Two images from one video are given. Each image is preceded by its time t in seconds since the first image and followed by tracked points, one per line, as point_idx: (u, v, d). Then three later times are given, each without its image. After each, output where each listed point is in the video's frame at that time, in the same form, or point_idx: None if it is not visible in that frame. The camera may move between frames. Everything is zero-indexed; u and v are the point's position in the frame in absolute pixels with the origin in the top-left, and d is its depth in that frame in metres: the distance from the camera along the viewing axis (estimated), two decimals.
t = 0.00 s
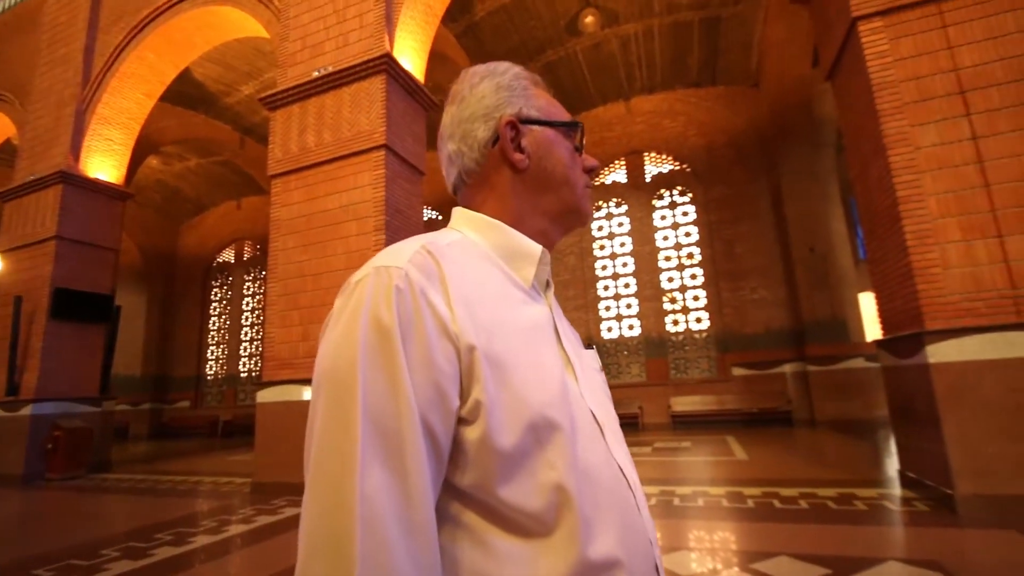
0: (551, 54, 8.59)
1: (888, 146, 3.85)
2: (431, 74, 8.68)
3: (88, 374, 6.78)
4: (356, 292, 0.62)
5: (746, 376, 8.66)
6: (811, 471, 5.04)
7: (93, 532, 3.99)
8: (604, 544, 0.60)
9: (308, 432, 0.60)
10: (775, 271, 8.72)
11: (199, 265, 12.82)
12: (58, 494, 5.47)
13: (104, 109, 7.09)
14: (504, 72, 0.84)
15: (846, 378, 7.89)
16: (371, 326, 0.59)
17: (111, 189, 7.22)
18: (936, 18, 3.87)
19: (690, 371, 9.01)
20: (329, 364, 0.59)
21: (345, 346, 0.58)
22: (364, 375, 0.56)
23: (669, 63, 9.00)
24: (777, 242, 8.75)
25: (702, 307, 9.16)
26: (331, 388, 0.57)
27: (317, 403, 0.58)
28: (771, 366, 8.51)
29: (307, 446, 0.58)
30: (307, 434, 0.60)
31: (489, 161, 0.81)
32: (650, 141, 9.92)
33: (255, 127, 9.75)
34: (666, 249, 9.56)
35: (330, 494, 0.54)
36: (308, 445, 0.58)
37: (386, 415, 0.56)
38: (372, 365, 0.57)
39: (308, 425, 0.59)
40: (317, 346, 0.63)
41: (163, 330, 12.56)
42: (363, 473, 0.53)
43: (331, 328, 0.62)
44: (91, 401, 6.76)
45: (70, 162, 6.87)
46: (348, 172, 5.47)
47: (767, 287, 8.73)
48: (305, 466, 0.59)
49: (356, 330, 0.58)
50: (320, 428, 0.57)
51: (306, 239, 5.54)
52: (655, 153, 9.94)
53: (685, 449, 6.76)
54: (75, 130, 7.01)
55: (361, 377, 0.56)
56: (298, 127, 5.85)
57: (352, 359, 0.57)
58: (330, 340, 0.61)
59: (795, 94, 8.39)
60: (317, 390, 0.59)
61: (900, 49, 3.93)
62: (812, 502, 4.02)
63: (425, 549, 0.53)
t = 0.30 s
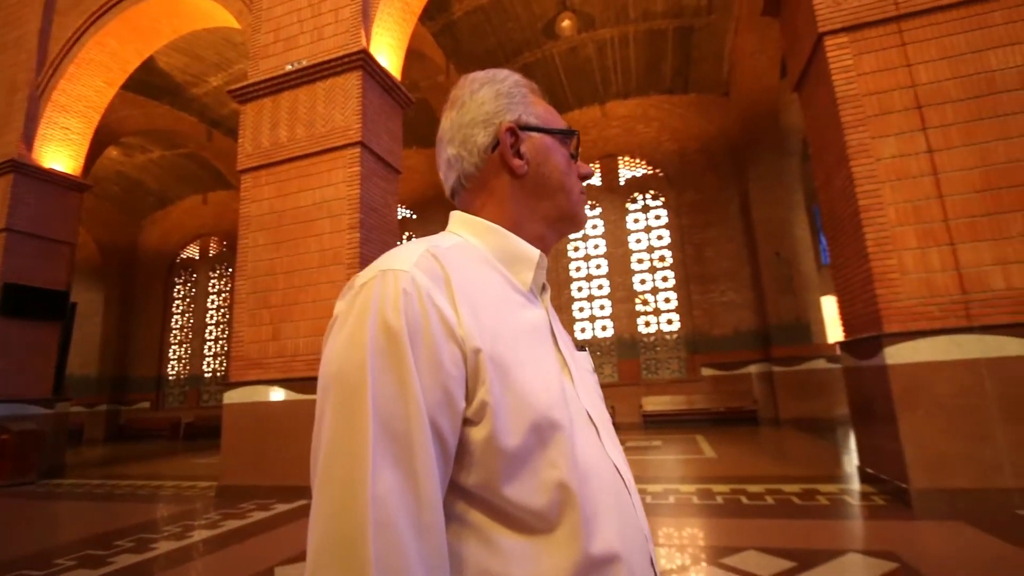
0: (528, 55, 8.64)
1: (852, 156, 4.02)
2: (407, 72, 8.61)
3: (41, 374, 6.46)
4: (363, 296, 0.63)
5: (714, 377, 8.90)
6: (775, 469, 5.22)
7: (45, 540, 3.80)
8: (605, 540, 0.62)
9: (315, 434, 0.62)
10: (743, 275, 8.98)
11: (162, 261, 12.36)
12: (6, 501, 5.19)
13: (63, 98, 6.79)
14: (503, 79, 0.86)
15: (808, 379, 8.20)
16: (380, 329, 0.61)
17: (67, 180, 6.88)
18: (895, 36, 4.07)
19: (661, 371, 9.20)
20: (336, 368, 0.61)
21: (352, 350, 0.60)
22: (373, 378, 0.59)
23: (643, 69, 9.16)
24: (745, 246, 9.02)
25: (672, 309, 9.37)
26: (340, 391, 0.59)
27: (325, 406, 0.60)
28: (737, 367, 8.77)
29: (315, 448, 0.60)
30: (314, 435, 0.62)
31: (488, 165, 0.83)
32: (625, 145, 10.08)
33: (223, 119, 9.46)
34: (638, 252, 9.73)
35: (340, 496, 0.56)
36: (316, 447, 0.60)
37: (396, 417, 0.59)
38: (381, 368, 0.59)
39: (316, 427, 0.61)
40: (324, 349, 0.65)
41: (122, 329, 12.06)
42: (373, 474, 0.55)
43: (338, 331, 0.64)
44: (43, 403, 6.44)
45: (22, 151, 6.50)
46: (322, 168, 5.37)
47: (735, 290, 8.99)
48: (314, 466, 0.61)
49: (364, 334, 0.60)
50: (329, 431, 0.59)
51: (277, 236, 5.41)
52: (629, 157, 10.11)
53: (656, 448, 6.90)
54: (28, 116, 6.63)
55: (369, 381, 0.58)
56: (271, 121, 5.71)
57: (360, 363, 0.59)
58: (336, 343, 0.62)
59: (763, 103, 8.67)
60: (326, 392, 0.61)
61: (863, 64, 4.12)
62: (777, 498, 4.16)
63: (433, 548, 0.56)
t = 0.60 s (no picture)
0: (504, 59, 8.69)
1: (816, 168, 4.20)
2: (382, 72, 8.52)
3: None
4: (370, 303, 0.65)
5: (683, 380, 9.10)
6: (740, 469, 5.39)
7: None
8: (604, 539, 0.64)
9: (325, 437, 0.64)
10: (710, 280, 9.24)
11: (120, 259, 11.85)
12: None
13: (14, 85, 6.45)
14: (501, 91, 0.89)
15: (771, 381, 8.49)
16: (388, 336, 0.62)
17: (18, 172, 6.52)
18: (856, 55, 4.27)
19: (631, 374, 9.37)
20: (346, 374, 0.62)
21: (361, 357, 0.62)
22: (383, 384, 0.60)
23: (617, 76, 9.32)
24: (714, 253, 9.28)
25: (643, 313, 9.55)
26: (349, 397, 0.61)
27: (335, 411, 0.62)
28: (705, 370, 9.00)
29: (326, 452, 0.62)
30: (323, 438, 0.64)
31: (487, 174, 0.85)
32: (598, 151, 10.23)
33: (188, 113, 9.15)
34: (611, 257, 9.89)
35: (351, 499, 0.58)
36: (327, 451, 0.62)
37: (404, 421, 0.60)
38: (390, 374, 0.61)
39: (326, 431, 0.63)
40: (332, 355, 0.67)
41: (75, 329, 11.49)
42: (384, 478, 0.57)
43: (345, 337, 0.65)
44: None
45: None
46: (294, 167, 5.26)
47: (703, 295, 9.24)
48: (324, 469, 0.63)
49: (373, 340, 0.62)
50: (339, 436, 0.60)
51: (246, 235, 5.26)
52: (602, 163, 10.24)
53: (627, 449, 7.02)
54: None
55: (379, 387, 0.60)
56: (241, 117, 5.55)
57: (369, 368, 0.61)
58: (344, 349, 0.64)
59: (731, 114, 8.94)
60: (334, 397, 0.63)
61: (827, 80, 4.30)
62: (744, 497, 4.30)
63: (439, 546, 0.58)
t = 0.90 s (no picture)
0: (486, 67, 8.76)
1: (788, 184, 4.36)
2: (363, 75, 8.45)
3: None
4: (386, 315, 0.66)
5: (659, 388, 9.23)
6: (714, 476, 5.50)
7: None
8: (612, 545, 0.66)
9: (343, 445, 0.66)
10: (686, 290, 9.43)
11: (84, 259, 11.42)
12: None
13: None
14: (509, 107, 0.91)
15: (743, 390, 8.70)
16: (406, 347, 0.64)
17: None
18: (826, 76, 4.46)
19: (609, 382, 9.47)
20: (364, 383, 0.63)
21: (380, 367, 0.63)
22: (402, 394, 0.62)
23: (597, 88, 9.48)
24: (689, 264, 9.48)
25: (620, 321, 9.68)
26: (368, 406, 0.63)
27: (353, 420, 0.64)
28: (679, 378, 9.16)
29: (345, 459, 0.63)
30: (340, 446, 0.66)
31: (495, 188, 0.88)
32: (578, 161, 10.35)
33: (160, 111, 8.91)
34: (589, 265, 10.02)
35: (371, 506, 0.59)
36: (345, 458, 0.63)
37: (421, 431, 0.62)
38: (408, 384, 0.62)
39: (343, 440, 0.64)
40: (348, 364, 0.68)
41: (33, 332, 11.01)
42: (404, 486, 0.59)
43: (361, 347, 0.66)
44: None
45: None
46: (272, 169, 5.17)
47: (679, 305, 9.42)
48: (342, 476, 0.64)
49: (391, 351, 0.63)
50: (359, 445, 0.62)
51: (222, 237, 5.15)
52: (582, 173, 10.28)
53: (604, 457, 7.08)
54: None
55: (398, 396, 0.61)
56: (217, 117, 5.44)
57: (387, 379, 0.62)
58: (361, 359, 0.65)
59: (707, 128, 9.18)
60: (353, 406, 0.64)
61: (799, 100, 4.48)
62: (719, 504, 4.39)
63: (456, 552, 0.60)
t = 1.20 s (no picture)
0: (463, 73, 8.78)
1: (756, 198, 4.53)
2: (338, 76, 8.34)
3: None
4: (399, 320, 0.69)
5: (629, 394, 9.38)
6: (682, 480, 5.61)
7: None
8: (613, 541, 0.69)
9: (355, 446, 0.68)
10: (656, 298, 9.63)
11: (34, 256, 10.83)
12: None
13: None
14: (509, 120, 0.96)
15: (710, 397, 8.93)
16: (418, 350, 0.67)
17: None
18: (793, 96, 4.66)
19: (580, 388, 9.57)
20: (378, 385, 0.66)
21: (393, 369, 0.66)
22: (414, 395, 0.65)
23: (573, 98, 9.63)
24: (659, 272, 9.69)
25: (592, 328, 9.83)
26: (382, 407, 0.65)
27: (367, 421, 0.66)
28: (649, 385, 9.33)
29: (358, 460, 0.66)
30: (352, 448, 0.68)
31: (496, 196, 0.92)
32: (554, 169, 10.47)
33: (122, 103, 8.57)
34: (563, 272, 10.15)
35: (387, 503, 0.62)
36: (358, 459, 0.65)
37: (434, 431, 0.64)
38: (421, 386, 0.65)
39: (357, 442, 0.67)
40: (360, 369, 0.71)
41: None
42: (419, 482, 0.61)
43: (375, 351, 0.69)
44: None
45: None
46: (244, 167, 5.05)
47: (649, 313, 9.61)
48: (355, 477, 0.67)
49: (404, 354, 0.66)
50: (374, 446, 0.64)
51: (188, 236, 4.99)
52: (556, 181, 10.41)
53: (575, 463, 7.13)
54: None
55: (410, 398, 0.64)
56: (187, 112, 5.28)
57: (402, 379, 0.65)
58: (375, 362, 0.68)
59: (678, 141, 9.43)
60: (367, 408, 0.67)
61: (768, 117, 4.66)
62: (687, 507, 4.49)
63: (468, 549, 0.63)
